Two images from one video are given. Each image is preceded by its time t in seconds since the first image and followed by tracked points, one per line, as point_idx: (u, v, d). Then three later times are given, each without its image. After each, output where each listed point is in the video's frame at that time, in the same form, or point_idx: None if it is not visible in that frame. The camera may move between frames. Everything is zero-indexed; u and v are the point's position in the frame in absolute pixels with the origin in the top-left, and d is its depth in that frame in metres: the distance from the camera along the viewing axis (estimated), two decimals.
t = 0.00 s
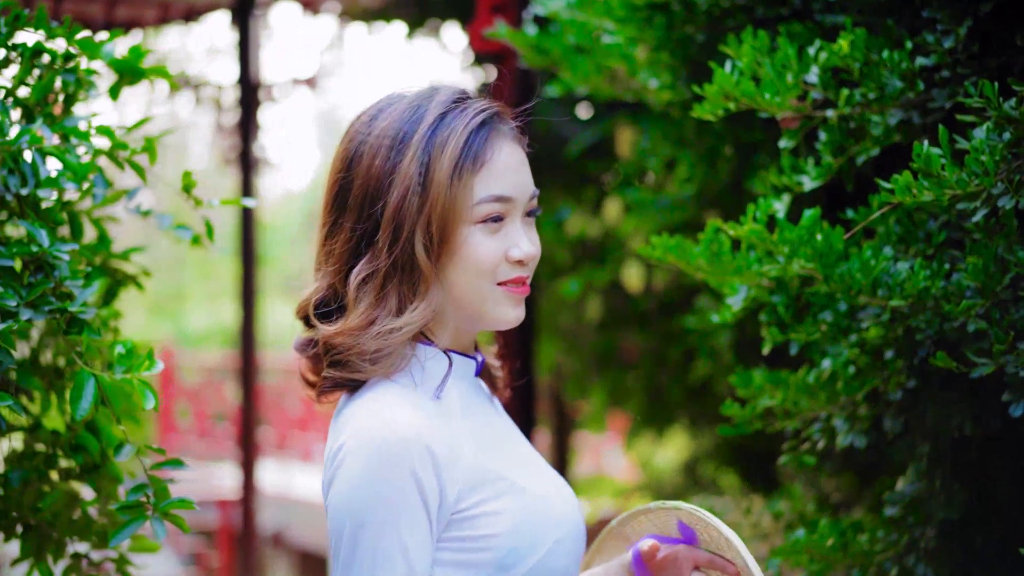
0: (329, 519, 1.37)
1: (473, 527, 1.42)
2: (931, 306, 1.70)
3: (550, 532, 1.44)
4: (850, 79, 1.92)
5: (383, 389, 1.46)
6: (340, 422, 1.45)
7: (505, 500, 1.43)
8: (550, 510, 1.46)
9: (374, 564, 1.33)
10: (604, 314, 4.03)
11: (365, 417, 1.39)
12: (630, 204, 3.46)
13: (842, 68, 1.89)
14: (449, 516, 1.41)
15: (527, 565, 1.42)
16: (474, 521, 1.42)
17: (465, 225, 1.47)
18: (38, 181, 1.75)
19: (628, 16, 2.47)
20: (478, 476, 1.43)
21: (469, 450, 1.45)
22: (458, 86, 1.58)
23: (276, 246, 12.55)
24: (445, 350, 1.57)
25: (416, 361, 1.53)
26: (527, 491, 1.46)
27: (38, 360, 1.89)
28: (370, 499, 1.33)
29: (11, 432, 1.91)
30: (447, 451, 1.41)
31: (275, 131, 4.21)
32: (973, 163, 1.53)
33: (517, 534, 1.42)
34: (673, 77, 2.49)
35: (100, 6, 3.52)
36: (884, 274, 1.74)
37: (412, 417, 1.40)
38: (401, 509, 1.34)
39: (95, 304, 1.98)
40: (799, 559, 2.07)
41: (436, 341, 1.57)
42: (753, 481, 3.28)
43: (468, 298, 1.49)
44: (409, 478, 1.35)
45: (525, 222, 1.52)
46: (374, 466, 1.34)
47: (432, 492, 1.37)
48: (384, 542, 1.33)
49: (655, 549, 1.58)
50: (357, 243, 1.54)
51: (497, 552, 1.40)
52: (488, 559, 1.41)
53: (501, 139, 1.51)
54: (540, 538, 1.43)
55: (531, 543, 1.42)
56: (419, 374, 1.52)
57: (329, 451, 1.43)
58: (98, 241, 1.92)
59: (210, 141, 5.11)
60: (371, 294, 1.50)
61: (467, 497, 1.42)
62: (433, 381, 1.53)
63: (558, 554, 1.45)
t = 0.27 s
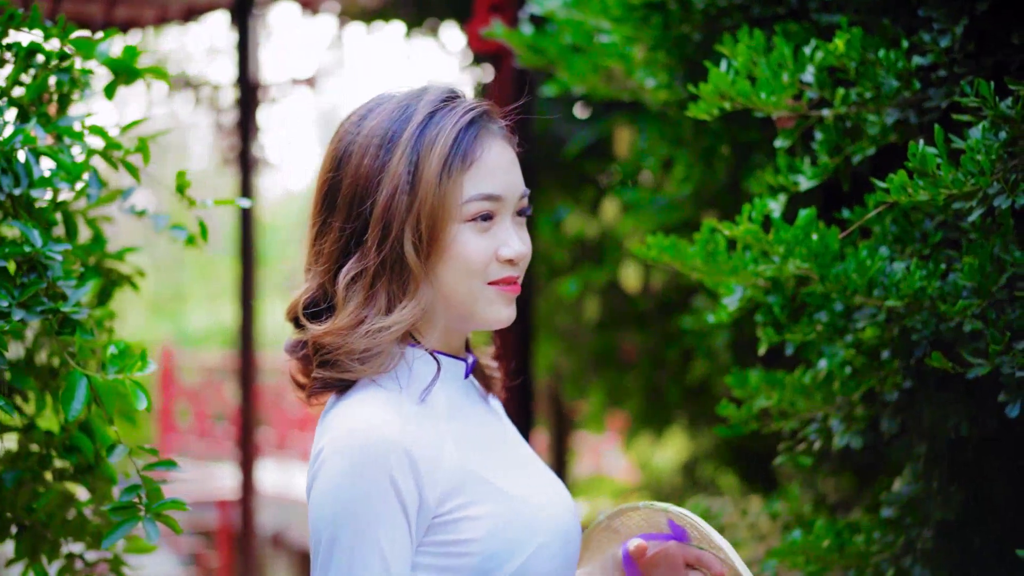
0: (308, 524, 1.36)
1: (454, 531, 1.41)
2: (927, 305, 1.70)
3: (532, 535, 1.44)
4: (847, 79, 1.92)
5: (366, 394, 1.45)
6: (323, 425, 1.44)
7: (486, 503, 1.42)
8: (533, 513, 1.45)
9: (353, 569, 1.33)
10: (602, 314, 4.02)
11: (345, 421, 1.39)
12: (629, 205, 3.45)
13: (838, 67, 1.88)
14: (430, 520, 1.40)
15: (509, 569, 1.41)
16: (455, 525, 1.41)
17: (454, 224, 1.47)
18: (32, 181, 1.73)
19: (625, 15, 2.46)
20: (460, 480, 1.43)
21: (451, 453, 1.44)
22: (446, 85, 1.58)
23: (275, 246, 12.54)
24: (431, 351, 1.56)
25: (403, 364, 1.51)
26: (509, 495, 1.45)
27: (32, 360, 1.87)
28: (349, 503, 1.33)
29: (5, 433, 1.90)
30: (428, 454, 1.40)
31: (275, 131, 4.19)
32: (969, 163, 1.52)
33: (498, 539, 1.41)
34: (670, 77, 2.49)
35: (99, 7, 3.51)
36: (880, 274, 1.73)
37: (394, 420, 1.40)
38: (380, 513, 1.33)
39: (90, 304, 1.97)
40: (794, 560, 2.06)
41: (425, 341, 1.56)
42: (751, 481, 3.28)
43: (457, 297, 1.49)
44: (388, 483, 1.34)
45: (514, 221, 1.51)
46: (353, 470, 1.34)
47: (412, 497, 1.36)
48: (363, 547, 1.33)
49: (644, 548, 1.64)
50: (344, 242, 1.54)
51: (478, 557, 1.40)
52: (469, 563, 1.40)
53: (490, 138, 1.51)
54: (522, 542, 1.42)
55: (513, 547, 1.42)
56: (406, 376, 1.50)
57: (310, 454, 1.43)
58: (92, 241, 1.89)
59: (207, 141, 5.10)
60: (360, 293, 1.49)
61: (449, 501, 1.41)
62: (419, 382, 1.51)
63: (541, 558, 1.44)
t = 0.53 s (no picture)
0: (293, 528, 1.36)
1: (441, 533, 1.41)
2: (925, 305, 1.69)
3: (519, 537, 1.43)
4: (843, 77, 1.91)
5: (353, 396, 1.44)
6: (310, 427, 1.44)
7: (473, 505, 1.42)
8: (520, 514, 1.44)
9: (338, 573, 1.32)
10: (602, 314, 4.02)
11: (329, 424, 1.38)
12: (628, 204, 3.44)
13: (835, 66, 1.87)
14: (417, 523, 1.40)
15: (497, 571, 1.40)
16: (442, 527, 1.41)
17: (444, 223, 1.46)
18: (26, 180, 1.71)
19: (622, 13, 2.44)
20: (446, 481, 1.42)
21: (438, 456, 1.43)
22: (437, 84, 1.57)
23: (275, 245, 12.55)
24: (417, 350, 1.55)
25: (392, 365, 1.51)
26: (495, 497, 1.44)
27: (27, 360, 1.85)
28: (333, 507, 1.33)
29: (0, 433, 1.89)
30: (413, 455, 1.40)
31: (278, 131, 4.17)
32: (966, 162, 1.52)
33: (484, 540, 1.40)
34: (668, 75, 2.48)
35: (100, 6, 3.49)
36: (877, 273, 1.73)
37: (378, 422, 1.39)
38: (365, 516, 1.33)
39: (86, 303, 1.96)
40: (791, 561, 2.06)
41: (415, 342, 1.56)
42: (751, 482, 3.27)
43: (447, 297, 1.48)
44: (372, 486, 1.34)
45: (505, 221, 1.51)
46: (336, 473, 1.33)
47: (397, 499, 1.36)
48: (348, 550, 1.32)
49: (632, 559, 1.62)
50: (334, 242, 1.53)
51: (465, 558, 1.39)
52: (455, 566, 1.39)
53: (481, 138, 1.51)
54: (508, 545, 1.41)
55: (499, 550, 1.41)
56: (395, 378, 1.50)
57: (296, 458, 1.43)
58: (88, 240, 1.88)
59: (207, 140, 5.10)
60: (350, 293, 1.48)
61: (435, 502, 1.41)
62: (407, 385, 1.50)
63: (529, 561, 1.43)
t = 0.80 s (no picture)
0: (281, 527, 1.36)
1: (428, 533, 1.40)
2: (924, 302, 1.68)
3: (507, 538, 1.41)
4: (842, 74, 1.90)
5: (341, 396, 1.43)
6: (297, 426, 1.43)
7: (461, 504, 1.41)
8: (508, 514, 1.43)
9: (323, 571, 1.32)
10: (603, 313, 4.02)
11: (316, 423, 1.38)
12: (629, 203, 3.43)
13: (835, 62, 1.86)
14: (404, 523, 1.39)
15: (484, 571, 1.39)
16: (429, 527, 1.40)
17: (433, 222, 1.46)
18: (22, 178, 1.70)
19: (622, 10, 2.40)
20: (433, 481, 1.41)
21: (424, 456, 1.42)
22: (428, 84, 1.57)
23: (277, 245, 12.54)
24: (403, 350, 1.54)
25: (380, 365, 1.50)
26: (483, 498, 1.43)
27: (27, 358, 1.84)
28: (320, 507, 1.32)
29: None
30: (400, 455, 1.39)
31: (282, 130, 4.20)
32: (965, 159, 1.50)
33: (472, 540, 1.39)
34: (669, 73, 2.47)
35: (103, 6, 3.47)
36: (876, 270, 1.71)
37: (365, 421, 1.39)
38: (350, 516, 1.32)
39: (82, 301, 1.95)
40: (790, 560, 2.05)
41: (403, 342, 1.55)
42: (752, 482, 3.26)
43: (436, 297, 1.48)
44: (358, 486, 1.33)
45: (494, 221, 1.50)
46: (323, 473, 1.33)
47: (384, 499, 1.35)
48: (334, 551, 1.32)
49: None
50: (322, 240, 1.52)
51: (452, 559, 1.38)
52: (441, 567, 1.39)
53: (471, 137, 1.51)
54: (495, 547, 1.40)
55: (486, 552, 1.40)
56: (382, 378, 1.49)
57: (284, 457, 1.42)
58: (86, 238, 1.87)
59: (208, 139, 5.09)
60: (338, 291, 1.48)
61: (423, 502, 1.40)
62: (395, 384, 1.49)
63: (517, 562, 1.41)
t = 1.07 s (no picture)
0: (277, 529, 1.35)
1: (424, 535, 1.39)
2: (928, 302, 1.69)
3: (502, 539, 1.41)
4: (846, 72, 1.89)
5: (335, 398, 1.43)
6: (291, 427, 1.43)
7: (456, 505, 1.41)
8: (504, 515, 1.43)
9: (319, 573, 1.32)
10: (609, 313, 4.02)
11: (311, 425, 1.37)
12: (634, 202, 3.42)
13: (838, 61, 1.85)
14: (399, 524, 1.38)
15: (479, 573, 1.39)
16: (425, 528, 1.39)
17: (426, 225, 1.46)
18: (23, 177, 1.70)
19: (627, 10, 2.41)
20: (429, 482, 1.41)
21: (420, 458, 1.42)
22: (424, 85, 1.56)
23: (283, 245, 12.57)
24: (397, 351, 1.54)
25: (374, 368, 1.50)
26: (479, 500, 1.42)
27: (29, 358, 1.85)
28: (315, 507, 1.32)
29: None
30: (395, 456, 1.39)
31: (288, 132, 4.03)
32: (968, 158, 1.49)
33: (468, 542, 1.39)
34: (673, 72, 2.47)
35: (109, 6, 3.46)
36: (879, 270, 1.70)
37: (360, 423, 1.38)
38: (346, 517, 1.32)
39: (84, 300, 1.96)
40: (793, 560, 2.05)
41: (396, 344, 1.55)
42: (757, 483, 3.25)
43: (428, 300, 1.48)
44: (353, 486, 1.33)
45: (489, 224, 1.50)
46: (318, 474, 1.33)
47: (380, 500, 1.35)
48: (330, 552, 1.31)
49: None
50: (315, 240, 1.52)
51: (448, 561, 1.38)
52: (436, 568, 1.38)
53: (466, 139, 1.50)
54: (490, 548, 1.40)
55: (482, 553, 1.39)
56: (376, 380, 1.49)
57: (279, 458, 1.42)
58: (88, 237, 1.86)
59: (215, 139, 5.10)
60: (330, 293, 1.47)
61: (418, 504, 1.40)
62: (390, 386, 1.49)
63: (513, 563, 1.41)
